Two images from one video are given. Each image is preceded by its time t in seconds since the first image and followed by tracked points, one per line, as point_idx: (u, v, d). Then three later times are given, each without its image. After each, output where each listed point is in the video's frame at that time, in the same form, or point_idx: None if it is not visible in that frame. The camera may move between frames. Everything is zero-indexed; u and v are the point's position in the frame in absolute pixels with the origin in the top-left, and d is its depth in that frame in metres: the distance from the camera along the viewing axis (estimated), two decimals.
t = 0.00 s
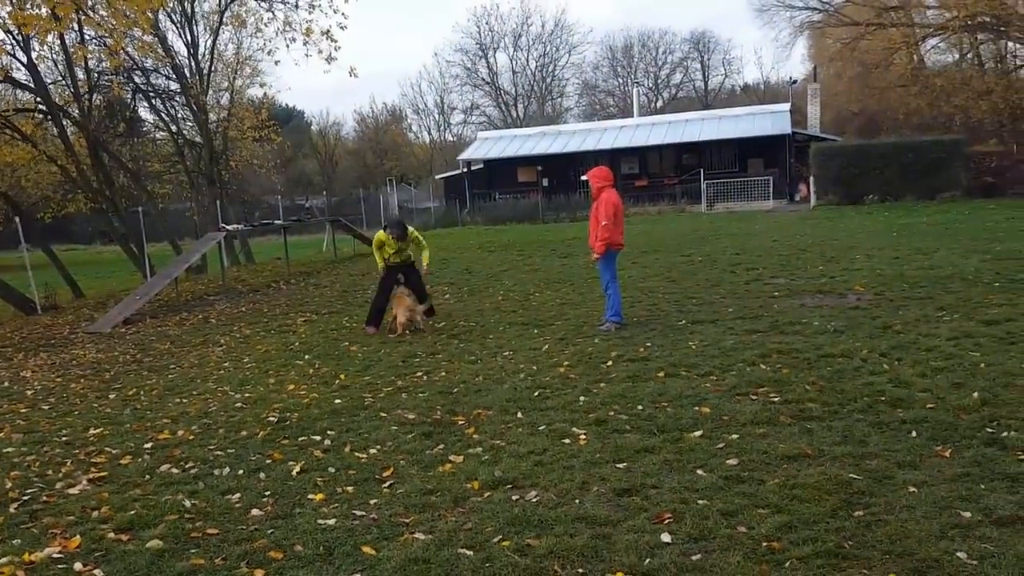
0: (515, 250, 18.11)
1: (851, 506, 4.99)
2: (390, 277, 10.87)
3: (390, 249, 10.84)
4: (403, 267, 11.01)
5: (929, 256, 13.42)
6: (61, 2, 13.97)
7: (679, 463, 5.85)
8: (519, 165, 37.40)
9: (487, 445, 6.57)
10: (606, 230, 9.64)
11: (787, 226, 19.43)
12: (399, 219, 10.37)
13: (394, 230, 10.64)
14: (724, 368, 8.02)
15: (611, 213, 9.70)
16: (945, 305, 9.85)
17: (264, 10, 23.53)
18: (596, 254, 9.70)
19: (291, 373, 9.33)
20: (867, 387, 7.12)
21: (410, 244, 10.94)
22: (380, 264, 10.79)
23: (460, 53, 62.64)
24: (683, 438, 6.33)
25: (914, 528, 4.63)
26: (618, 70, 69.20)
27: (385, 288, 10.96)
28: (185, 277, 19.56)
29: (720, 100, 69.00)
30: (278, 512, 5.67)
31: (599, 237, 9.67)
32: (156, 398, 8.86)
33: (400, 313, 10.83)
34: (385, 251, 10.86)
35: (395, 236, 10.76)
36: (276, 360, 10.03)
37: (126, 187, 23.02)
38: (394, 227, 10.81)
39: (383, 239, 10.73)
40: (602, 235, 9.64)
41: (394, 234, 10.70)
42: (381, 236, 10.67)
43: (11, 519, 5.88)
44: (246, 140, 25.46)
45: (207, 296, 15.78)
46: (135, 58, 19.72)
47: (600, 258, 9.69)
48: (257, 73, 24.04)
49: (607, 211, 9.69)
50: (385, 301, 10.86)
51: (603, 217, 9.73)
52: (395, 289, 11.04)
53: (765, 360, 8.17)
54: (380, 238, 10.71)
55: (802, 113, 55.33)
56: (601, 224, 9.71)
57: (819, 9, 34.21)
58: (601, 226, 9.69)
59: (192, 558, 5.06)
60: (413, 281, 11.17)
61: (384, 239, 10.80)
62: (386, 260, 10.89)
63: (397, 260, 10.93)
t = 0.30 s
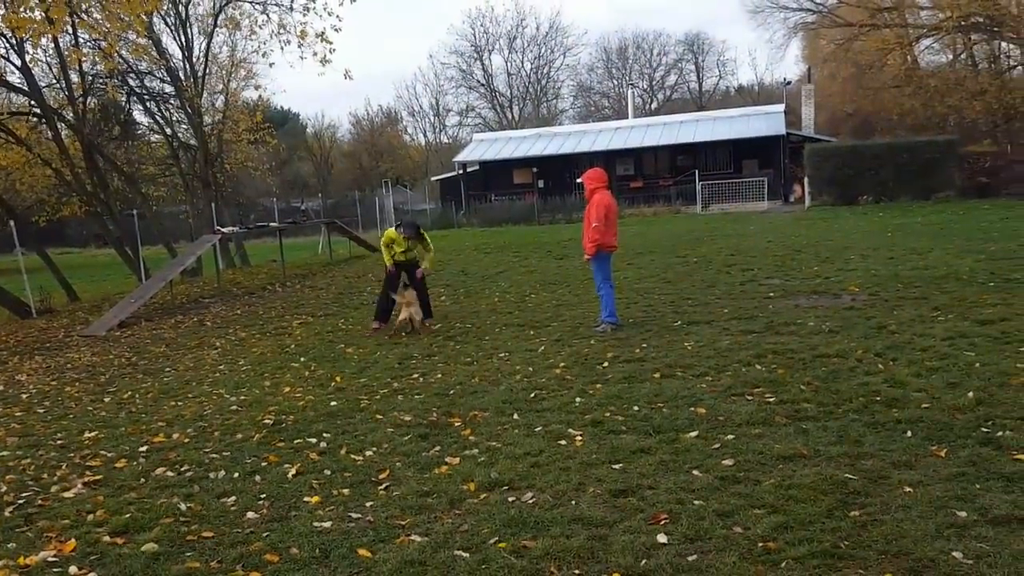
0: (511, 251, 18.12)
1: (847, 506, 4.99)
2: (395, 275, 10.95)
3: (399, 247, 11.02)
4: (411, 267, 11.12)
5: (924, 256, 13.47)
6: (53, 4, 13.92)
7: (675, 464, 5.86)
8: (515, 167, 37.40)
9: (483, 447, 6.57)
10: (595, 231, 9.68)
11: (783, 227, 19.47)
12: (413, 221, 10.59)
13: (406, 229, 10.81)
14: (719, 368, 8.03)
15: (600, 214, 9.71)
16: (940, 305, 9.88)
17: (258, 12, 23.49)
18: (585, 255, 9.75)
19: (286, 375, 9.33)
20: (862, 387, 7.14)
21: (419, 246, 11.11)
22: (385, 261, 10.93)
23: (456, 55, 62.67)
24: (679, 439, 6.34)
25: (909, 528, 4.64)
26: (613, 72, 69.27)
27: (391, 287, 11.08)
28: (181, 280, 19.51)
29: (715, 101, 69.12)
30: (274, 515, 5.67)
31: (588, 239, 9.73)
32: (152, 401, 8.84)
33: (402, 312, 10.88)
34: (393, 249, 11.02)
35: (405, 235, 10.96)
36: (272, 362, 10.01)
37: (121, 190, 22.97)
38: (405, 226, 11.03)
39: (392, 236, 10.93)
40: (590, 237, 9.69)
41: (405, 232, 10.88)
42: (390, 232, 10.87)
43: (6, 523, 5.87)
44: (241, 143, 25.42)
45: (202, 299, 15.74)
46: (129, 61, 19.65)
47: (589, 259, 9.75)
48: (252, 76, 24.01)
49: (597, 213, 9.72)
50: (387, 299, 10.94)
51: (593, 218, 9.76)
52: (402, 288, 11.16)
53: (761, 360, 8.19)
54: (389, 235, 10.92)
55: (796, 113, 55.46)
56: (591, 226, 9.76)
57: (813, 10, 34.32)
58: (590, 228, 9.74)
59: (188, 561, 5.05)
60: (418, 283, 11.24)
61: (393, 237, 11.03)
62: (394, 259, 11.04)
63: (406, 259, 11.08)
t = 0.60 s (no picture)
0: (508, 251, 18.12)
1: (843, 507, 5.00)
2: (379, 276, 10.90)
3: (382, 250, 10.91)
4: (397, 269, 10.85)
5: (920, 257, 13.48)
6: (50, 4, 13.88)
7: (671, 464, 5.86)
8: (512, 167, 37.37)
9: (480, 447, 6.57)
10: (589, 231, 9.69)
11: (780, 227, 19.49)
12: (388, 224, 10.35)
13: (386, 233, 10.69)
14: (717, 369, 8.03)
15: (595, 214, 9.72)
16: (937, 305, 9.89)
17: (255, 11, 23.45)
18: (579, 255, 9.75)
19: (283, 375, 9.32)
20: (859, 388, 7.14)
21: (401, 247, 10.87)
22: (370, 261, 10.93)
23: (453, 55, 62.65)
24: (676, 439, 6.34)
25: (906, 529, 4.64)
26: (611, 72, 69.27)
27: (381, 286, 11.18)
28: (178, 280, 19.49)
29: (713, 102, 69.18)
30: (270, 515, 5.67)
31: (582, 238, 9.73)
32: (148, 400, 8.83)
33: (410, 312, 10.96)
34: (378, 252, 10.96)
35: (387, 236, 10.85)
36: (269, 362, 10.01)
37: (118, 189, 22.93)
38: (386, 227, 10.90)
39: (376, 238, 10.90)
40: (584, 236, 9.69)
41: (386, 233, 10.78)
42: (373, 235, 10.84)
43: (1, 523, 5.88)
44: (239, 142, 25.38)
45: (199, 298, 15.72)
46: (126, 60, 19.56)
47: (583, 258, 9.74)
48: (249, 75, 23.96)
49: (592, 213, 9.73)
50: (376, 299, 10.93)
51: (588, 218, 9.79)
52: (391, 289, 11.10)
53: (758, 361, 8.18)
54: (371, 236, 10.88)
55: (794, 114, 55.52)
56: (586, 225, 9.79)
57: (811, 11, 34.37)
58: (586, 227, 9.75)
59: (184, 561, 5.06)
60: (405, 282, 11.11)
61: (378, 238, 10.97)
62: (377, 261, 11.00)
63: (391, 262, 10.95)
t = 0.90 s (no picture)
0: (510, 259, 18.13)
1: (846, 516, 4.98)
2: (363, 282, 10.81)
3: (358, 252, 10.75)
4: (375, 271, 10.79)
5: (923, 267, 13.48)
6: (56, 10, 13.94)
7: (674, 473, 5.84)
8: (514, 176, 37.40)
9: (481, 455, 6.55)
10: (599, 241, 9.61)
11: (782, 237, 19.50)
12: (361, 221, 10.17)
13: (360, 230, 10.61)
14: (719, 378, 8.01)
15: (602, 224, 9.67)
16: (939, 316, 9.88)
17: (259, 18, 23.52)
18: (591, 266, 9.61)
19: (283, 381, 9.31)
20: (862, 397, 7.13)
21: (378, 247, 10.65)
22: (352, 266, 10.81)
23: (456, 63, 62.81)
24: (679, 448, 6.32)
25: (908, 539, 4.63)
26: (614, 81, 69.44)
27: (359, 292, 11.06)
28: (180, 285, 19.50)
29: (716, 111, 69.27)
30: (271, 520, 5.67)
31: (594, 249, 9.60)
32: (148, 406, 8.82)
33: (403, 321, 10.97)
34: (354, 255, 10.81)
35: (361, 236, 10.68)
36: (270, 368, 10.00)
37: (120, 195, 22.98)
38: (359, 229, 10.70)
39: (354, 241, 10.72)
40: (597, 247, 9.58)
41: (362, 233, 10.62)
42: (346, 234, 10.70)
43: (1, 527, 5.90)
44: (242, 149, 25.43)
45: (201, 304, 15.72)
46: (130, 66, 19.61)
47: (594, 269, 9.62)
48: (253, 82, 24.01)
49: (598, 222, 9.67)
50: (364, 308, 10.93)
51: (593, 227, 9.71)
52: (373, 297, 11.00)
53: (760, 370, 8.17)
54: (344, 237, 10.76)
55: (796, 124, 55.61)
56: (593, 236, 9.68)
57: (814, 22, 34.42)
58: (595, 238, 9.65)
59: (184, 566, 5.06)
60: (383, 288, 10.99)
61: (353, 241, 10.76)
62: (353, 267, 10.83)
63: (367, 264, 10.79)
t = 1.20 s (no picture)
0: (532, 271, 18.13)
1: (874, 531, 4.90)
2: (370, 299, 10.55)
3: (361, 267, 10.46)
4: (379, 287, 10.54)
5: (950, 281, 13.32)
6: (87, 24, 14.17)
7: (699, 486, 5.79)
8: (535, 188, 37.45)
9: (503, 466, 6.52)
10: (625, 254, 9.42)
11: (806, 250, 19.35)
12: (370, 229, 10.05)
13: (366, 243, 10.45)
14: (744, 391, 7.94)
15: (626, 236, 9.49)
16: (967, 330, 9.74)
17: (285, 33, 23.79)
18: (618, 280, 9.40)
19: (307, 391, 9.36)
20: (889, 411, 7.03)
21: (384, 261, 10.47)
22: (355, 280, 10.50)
23: (479, 76, 63.17)
24: (704, 461, 6.26)
25: (938, 554, 4.54)
26: (636, 94, 69.54)
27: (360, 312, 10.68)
28: (204, 296, 19.68)
29: (738, 124, 69.06)
30: (294, 529, 5.68)
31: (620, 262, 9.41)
32: (173, 415, 8.89)
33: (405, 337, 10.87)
34: (356, 269, 10.52)
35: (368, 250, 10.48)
36: (293, 378, 10.06)
37: (146, 207, 23.29)
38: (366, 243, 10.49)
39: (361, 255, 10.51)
40: (624, 261, 9.39)
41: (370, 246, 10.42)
42: (352, 248, 10.57)
43: (28, 534, 5.97)
44: (267, 162, 25.68)
45: (224, 315, 15.84)
46: (158, 80, 19.89)
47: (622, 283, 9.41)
48: (278, 96, 24.26)
49: (621, 234, 9.50)
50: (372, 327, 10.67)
51: (616, 240, 9.53)
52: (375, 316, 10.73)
53: (785, 384, 8.09)
54: (347, 251, 10.60)
55: (819, 137, 55.30)
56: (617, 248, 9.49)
57: (839, 35, 34.15)
58: (620, 250, 9.45)
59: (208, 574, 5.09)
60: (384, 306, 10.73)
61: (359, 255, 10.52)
62: (355, 281, 10.50)
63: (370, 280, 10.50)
